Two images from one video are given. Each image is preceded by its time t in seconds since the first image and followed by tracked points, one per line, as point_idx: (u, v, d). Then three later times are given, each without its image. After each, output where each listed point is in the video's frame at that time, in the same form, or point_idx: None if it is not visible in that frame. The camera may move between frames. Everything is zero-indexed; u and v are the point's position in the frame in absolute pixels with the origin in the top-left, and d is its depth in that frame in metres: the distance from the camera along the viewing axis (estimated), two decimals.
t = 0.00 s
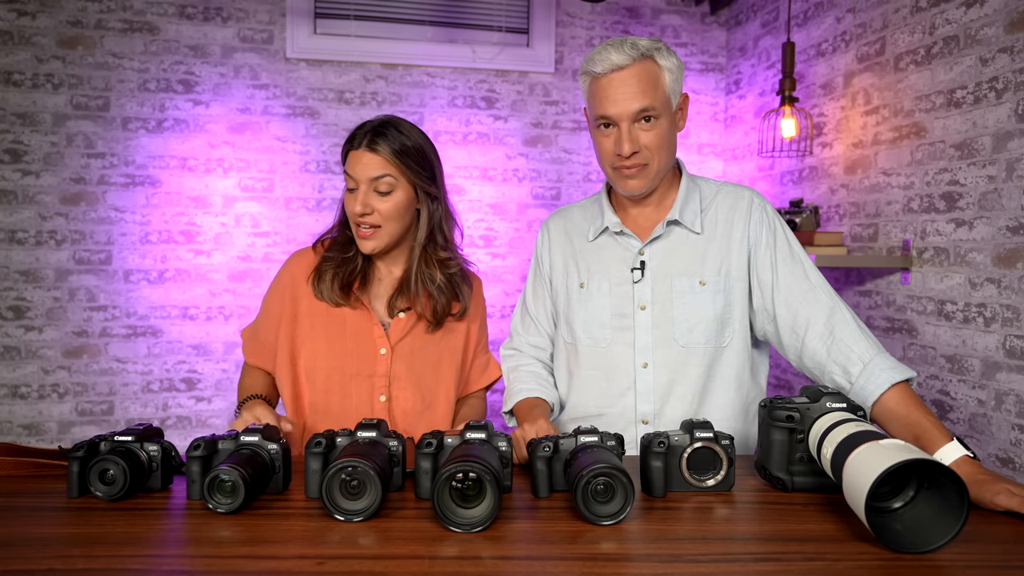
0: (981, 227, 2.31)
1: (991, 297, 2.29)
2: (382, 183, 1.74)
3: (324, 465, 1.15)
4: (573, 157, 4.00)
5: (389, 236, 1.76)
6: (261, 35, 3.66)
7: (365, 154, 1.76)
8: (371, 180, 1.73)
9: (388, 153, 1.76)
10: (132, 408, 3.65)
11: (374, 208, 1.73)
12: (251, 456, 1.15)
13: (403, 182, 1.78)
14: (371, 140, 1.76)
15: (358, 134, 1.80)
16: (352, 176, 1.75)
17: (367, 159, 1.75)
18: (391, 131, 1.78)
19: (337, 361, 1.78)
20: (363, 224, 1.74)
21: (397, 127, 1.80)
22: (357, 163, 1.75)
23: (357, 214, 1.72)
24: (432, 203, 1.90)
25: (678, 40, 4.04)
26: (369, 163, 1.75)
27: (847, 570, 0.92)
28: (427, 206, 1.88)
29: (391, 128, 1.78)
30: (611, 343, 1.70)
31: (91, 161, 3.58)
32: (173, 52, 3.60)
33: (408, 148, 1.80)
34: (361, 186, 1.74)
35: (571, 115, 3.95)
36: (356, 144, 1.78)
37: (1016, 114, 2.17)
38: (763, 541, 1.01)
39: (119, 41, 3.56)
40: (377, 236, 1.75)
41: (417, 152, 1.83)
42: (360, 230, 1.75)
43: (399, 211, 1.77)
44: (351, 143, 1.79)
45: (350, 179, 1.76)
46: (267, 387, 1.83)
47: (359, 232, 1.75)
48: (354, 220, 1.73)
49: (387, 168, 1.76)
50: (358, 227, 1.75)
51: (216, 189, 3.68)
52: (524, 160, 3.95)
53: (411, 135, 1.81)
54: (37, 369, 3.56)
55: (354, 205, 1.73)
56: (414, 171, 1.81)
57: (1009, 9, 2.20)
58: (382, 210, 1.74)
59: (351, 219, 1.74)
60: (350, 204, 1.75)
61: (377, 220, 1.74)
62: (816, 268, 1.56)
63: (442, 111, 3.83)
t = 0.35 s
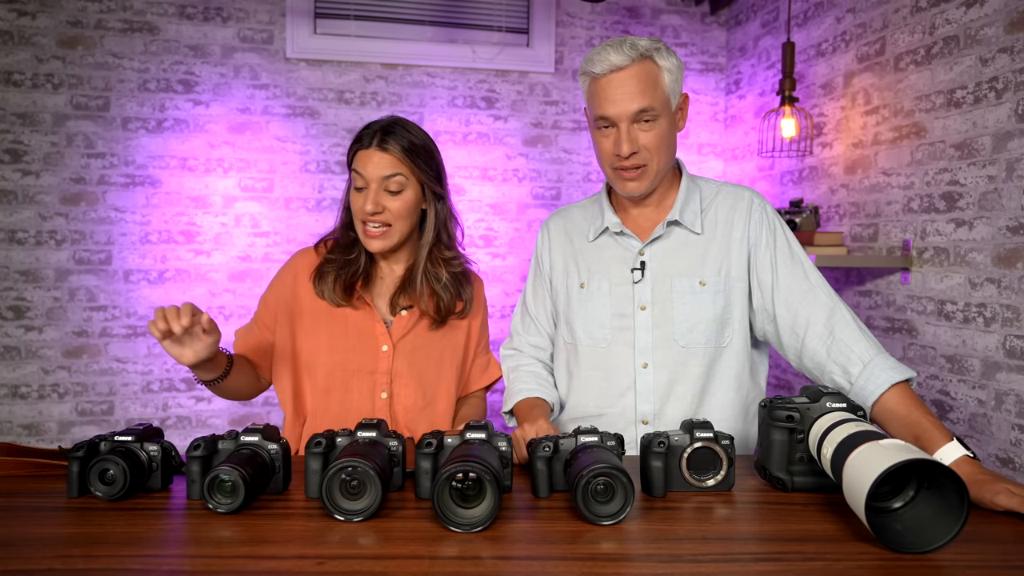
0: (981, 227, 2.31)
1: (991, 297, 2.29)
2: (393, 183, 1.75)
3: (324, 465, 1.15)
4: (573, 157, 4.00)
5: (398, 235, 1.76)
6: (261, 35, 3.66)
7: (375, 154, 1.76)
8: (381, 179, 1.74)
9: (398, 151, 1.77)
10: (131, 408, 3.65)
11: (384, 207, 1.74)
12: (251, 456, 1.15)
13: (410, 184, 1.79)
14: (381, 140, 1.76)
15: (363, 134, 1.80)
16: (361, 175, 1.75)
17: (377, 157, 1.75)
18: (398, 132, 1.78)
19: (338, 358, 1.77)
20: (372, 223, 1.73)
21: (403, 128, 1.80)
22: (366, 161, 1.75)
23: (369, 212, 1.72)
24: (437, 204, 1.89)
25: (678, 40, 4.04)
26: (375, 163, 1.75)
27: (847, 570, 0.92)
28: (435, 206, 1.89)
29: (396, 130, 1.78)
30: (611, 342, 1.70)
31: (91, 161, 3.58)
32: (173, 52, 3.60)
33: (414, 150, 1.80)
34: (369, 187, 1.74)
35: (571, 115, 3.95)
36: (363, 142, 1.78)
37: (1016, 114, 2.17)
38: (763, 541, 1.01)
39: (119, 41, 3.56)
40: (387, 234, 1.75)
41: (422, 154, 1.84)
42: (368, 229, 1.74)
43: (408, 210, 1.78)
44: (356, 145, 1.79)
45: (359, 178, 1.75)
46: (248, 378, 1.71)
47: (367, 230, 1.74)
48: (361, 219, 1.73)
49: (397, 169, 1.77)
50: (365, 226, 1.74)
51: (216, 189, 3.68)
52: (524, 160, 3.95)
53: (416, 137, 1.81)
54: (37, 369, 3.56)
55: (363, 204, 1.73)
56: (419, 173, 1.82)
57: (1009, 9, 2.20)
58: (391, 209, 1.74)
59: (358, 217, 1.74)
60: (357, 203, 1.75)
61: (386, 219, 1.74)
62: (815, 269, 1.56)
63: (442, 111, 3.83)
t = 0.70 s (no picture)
0: (981, 227, 2.31)
1: (991, 297, 2.29)
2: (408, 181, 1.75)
3: (324, 465, 1.15)
4: (573, 157, 3.99)
5: (411, 233, 1.76)
6: (261, 35, 3.66)
7: (388, 153, 1.75)
8: (398, 177, 1.74)
9: (412, 149, 1.77)
10: (132, 408, 3.65)
11: (401, 206, 1.74)
12: (251, 456, 1.15)
13: (424, 183, 1.79)
14: (394, 139, 1.76)
15: (372, 134, 1.79)
16: (376, 172, 1.75)
17: (391, 155, 1.75)
18: (408, 132, 1.78)
19: (340, 361, 1.77)
20: (386, 222, 1.73)
21: (411, 128, 1.79)
22: (380, 158, 1.75)
23: (387, 210, 1.71)
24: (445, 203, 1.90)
25: (678, 40, 4.04)
26: (389, 162, 1.75)
27: (847, 570, 0.92)
28: (442, 206, 1.89)
29: (404, 131, 1.78)
30: (611, 343, 1.70)
31: (91, 161, 3.58)
32: (173, 52, 3.60)
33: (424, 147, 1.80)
34: (384, 184, 1.74)
35: (571, 115, 3.95)
36: (372, 141, 1.77)
37: (1016, 114, 2.17)
38: (763, 541, 1.01)
39: (119, 41, 3.56)
40: (402, 234, 1.74)
41: (431, 154, 1.84)
42: (381, 228, 1.74)
43: (422, 209, 1.78)
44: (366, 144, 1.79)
45: (374, 175, 1.75)
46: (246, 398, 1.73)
47: (380, 230, 1.74)
48: (375, 219, 1.73)
49: (412, 167, 1.76)
50: (377, 225, 1.74)
51: (216, 189, 3.68)
52: (524, 160, 3.95)
53: (423, 136, 1.81)
54: (37, 369, 3.56)
55: (378, 204, 1.73)
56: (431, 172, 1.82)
57: (1009, 9, 2.20)
58: (406, 208, 1.74)
59: (372, 217, 1.73)
60: (370, 202, 1.74)
61: (400, 218, 1.74)
62: (816, 269, 1.56)
63: (442, 111, 3.83)
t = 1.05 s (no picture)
0: (981, 227, 2.31)
1: (991, 297, 2.29)
2: (408, 184, 1.74)
3: (324, 465, 1.15)
4: (573, 157, 3.99)
5: (410, 235, 1.76)
6: (261, 35, 3.66)
7: (388, 155, 1.75)
8: (395, 180, 1.73)
9: (412, 151, 1.77)
10: (132, 408, 3.66)
11: (400, 208, 1.73)
12: (251, 456, 1.15)
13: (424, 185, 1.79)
14: (393, 141, 1.76)
15: (371, 135, 1.79)
16: (376, 176, 1.73)
17: (389, 158, 1.74)
18: (405, 133, 1.78)
19: (340, 360, 1.77)
20: (386, 224, 1.72)
21: (410, 129, 1.79)
22: (378, 161, 1.74)
23: (387, 214, 1.70)
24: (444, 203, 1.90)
25: (678, 40, 4.04)
26: (389, 165, 1.74)
27: (847, 570, 0.92)
28: (440, 206, 1.89)
29: (403, 132, 1.77)
30: (611, 343, 1.70)
31: (91, 161, 3.58)
32: (173, 52, 3.60)
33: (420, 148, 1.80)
34: (384, 187, 1.72)
35: (571, 115, 3.96)
36: (371, 143, 1.76)
37: (1016, 114, 2.17)
38: (763, 541, 1.01)
39: (119, 41, 3.56)
40: (401, 236, 1.74)
41: (429, 154, 1.84)
42: (381, 231, 1.73)
43: (420, 211, 1.78)
44: (365, 146, 1.78)
45: (374, 179, 1.73)
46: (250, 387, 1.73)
47: (380, 232, 1.74)
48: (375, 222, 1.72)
49: (412, 170, 1.76)
50: (377, 228, 1.73)
51: (216, 189, 3.68)
52: (524, 160, 3.95)
53: (421, 135, 1.81)
54: (37, 369, 3.56)
55: (378, 207, 1.72)
56: (429, 173, 1.82)
57: (1009, 9, 2.20)
58: (406, 211, 1.74)
59: (372, 219, 1.73)
60: (370, 205, 1.74)
61: (399, 221, 1.73)
62: (816, 269, 1.57)
63: (442, 111, 3.83)
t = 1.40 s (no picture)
0: (981, 227, 2.31)
1: (991, 297, 2.29)
2: (411, 186, 1.74)
3: (324, 465, 1.15)
4: (573, 157, 3.99)
5: (412, 237, 1.76)
6: (261, 35, 3.66)
7: (391, 157, 1.74)
8: (399, 183, 1.72)
9: (415, 154, 1.77)
10: (132, 408, 3.66)
11: (403, 210, 1.73)
12: (251, 456, 1.15)
13: (426, 187, 1.79)
14: (396, 142, 1.76)
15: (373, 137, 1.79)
16: (378, 177, 1.72)
17: (393, 160, 1.74)
18: (407, 135, 1.78)
19: (342, 363, 1.77)
20: (389, 227, 1.72)
21: (412, 131, 1.79)
22: (382, 163, 1.74)
23: (390, 216, 1.70)
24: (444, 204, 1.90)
25: (677, 40, 4.04)
26: (391, 167, 1.73)
27: (847, 570, 0.92)
28: (441, 208, 1.89)
29: (405, 133, 1.78)
30: (612, 343, 1.70)
31: (91, 161, 3.58)
32: (173, 52, 3.60)
33: (421, 148, 1.79)
34: (387, 189, 1.72)
35: (571, 115, 3.96)
36: (374, 145, 1.76)
37: (1016, 114, 2.17)
38: (763, 541, 1.01)
39: (119, 41, 3.56)
40: (403, 238, 1.74)
41: (431, 155, 1.83)
42: (384, 233, 1.73)
43: (422, 213, 1.78)
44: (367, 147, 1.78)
45: (376, 180, 1.73)
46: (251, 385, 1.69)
47: (382, 234, 1.73)
48: (377, 224, 1.72)
49: (414, 172, 1.75)
50: (379, 229, 1.73)
51: (216, 189, 3.68)
52: (525, 160, 3.95)
53: (421, 135, 1.81)
54: (37, 369, 3.56)
55: (381, 209, 1.71)
56: (431, 175, 1.82)
57: (1009, 9, 2.20)
58: (408, 213, 1.74)
59: (374, 221, 1.72)
60: (373, 207, 1.73)
61: (402, 223, 1.73)
62: (816, 269, 1.57)
63: (442, 111, 3.83)
